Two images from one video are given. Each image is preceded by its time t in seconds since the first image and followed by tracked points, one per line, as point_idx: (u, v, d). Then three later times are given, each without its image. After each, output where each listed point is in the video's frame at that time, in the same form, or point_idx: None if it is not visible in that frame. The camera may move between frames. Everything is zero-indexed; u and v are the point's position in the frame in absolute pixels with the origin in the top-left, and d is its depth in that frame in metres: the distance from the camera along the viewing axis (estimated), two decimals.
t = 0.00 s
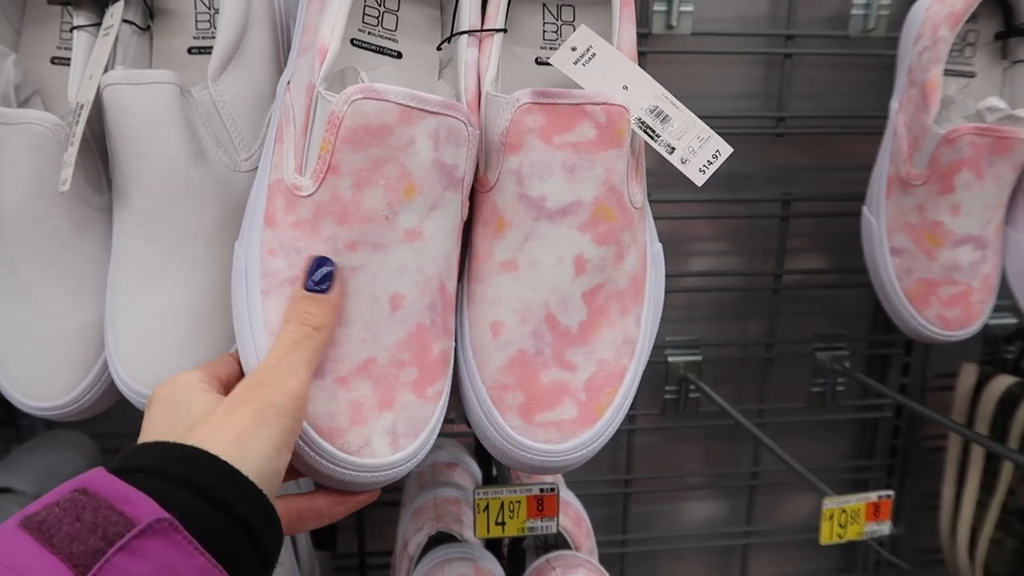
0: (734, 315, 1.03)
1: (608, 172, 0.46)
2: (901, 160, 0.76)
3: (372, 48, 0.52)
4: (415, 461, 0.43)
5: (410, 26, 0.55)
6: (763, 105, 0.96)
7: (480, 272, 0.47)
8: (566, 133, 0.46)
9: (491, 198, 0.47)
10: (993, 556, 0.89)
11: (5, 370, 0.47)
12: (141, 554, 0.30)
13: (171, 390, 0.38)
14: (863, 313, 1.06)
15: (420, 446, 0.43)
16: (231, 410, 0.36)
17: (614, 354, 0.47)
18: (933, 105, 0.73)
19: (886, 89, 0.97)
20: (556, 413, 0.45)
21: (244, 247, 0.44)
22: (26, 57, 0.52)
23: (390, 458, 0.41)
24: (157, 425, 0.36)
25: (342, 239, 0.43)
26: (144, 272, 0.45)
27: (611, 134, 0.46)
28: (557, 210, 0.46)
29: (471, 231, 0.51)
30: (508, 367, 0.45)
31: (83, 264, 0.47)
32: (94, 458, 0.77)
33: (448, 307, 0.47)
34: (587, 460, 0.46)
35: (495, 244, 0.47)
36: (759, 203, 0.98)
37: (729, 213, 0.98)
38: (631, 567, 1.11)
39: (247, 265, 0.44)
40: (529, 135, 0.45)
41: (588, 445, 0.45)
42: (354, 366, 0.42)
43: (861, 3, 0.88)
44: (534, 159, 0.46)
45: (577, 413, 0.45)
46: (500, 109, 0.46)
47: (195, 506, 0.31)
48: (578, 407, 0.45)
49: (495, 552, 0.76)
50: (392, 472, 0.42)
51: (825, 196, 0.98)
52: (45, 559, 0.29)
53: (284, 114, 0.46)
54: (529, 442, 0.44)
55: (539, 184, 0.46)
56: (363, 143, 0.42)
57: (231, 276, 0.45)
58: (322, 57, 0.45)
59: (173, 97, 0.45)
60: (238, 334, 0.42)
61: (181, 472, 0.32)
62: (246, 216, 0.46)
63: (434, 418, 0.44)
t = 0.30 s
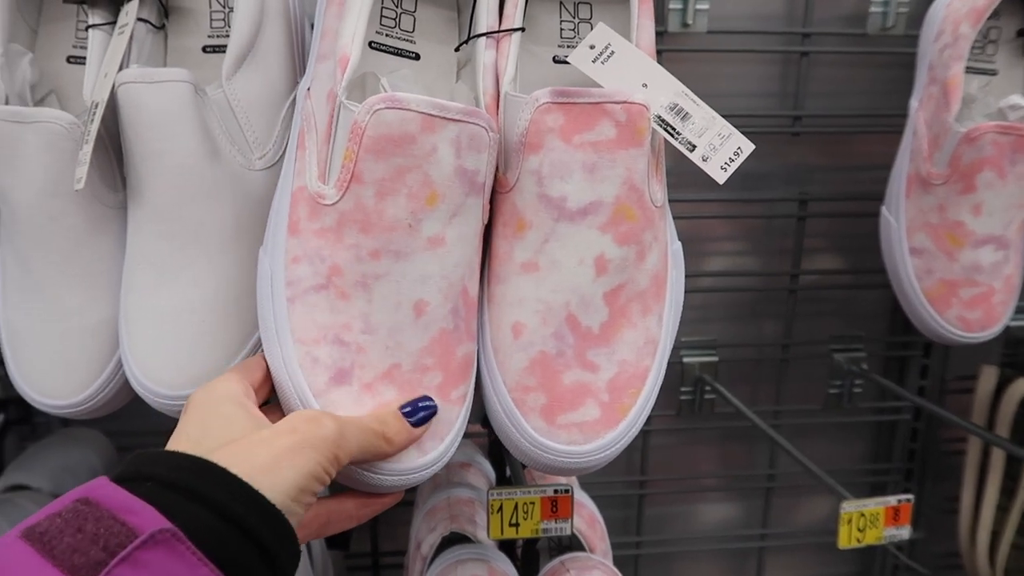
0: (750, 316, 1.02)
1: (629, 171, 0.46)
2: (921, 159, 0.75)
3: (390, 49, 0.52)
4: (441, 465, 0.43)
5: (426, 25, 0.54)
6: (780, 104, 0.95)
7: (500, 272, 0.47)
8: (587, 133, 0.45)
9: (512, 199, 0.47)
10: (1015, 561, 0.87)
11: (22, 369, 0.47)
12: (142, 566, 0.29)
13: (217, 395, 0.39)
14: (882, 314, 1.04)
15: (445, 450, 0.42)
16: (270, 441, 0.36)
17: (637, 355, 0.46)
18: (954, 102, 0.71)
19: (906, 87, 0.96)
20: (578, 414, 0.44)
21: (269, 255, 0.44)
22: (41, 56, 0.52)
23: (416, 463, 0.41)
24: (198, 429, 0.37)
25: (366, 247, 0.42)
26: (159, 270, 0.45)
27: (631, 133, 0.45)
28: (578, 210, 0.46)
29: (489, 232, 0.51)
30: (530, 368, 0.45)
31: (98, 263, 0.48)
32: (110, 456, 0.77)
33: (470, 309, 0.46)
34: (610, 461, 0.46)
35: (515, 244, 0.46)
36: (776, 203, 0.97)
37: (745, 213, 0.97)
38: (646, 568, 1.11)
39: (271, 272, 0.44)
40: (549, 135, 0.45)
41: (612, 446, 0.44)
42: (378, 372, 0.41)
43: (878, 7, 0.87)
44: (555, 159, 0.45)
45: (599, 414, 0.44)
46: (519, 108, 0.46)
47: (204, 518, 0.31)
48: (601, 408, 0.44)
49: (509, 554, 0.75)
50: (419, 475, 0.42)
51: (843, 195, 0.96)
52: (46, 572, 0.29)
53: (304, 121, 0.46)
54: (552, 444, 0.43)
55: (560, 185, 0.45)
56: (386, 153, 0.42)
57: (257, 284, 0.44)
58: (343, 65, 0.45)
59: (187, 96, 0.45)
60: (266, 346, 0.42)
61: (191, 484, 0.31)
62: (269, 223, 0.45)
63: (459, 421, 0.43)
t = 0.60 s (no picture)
0: (769, 315, 1.00)
1: (645, 166, 0.45)
2: (944, 156, 0.73)
3: (403, 47, 0.52)
4: (454, 465, 0.42)
5: (440, 21, 0.54)
6: (800, 101, 0.94)
7: (515, 270, 0.46)
8: (601, 127, 0.44)
9: (526, 196, 0.46)
10: None
11: (37, 366, 0.47)
12: (180, 562, 0.28)
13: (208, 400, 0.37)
14: (903, 315, 1.03)
15: (457, 450, 0.42)
16: (265, 423, 0.34)
17: (654, 354, 0.45)
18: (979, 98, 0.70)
19: (931, 84, 0.94)
20: (594, 414, 0.43)
21: (280, 253, 0.44)
22: (56, 54, 0.53)
23: (429, 463, 0.40)
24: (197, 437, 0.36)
25: (376, 244, 0.42)
26: (171, 266, 0.45)
27: (648, 127, 0.45)
28: (594, 206, 0.45)
29: (505, 230, 0.50)
30: (545, 367, 0.44)
31: (112, 260, 0.48)
32: (126, 452, 0.78)
33: (485, 309, 0.46)
34: (627, 462, 0.45)
35: (530, 241, 0.46)
36: (795, 202, 0.96)
37: (764, 211, 0.96)
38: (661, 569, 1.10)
39: (283, 271, 0.43)
40: (564, 130, 0.44)
41: (629, 447, 0.43)
42: (391, 371, 0.41)
43: None
44: (569, 154, 0.44)
45: (616, 414, 0.43)
46: (533, 103, 0.45)
47: (236, 516, 0.30)
48: (618, 408, 0.43)
49: (523, 554, 0.75)
50: (432, 475, 0.42)
51: (864, 192, 0.95)
52: (82, 568, 0.27)
53: (316, 119, 0.46)
54: (568, 444, 0.43)
55: (575, 181, 0.45)
56: (393, 147, 0.41)
57: (269, 282, 0.44)
58: (353, 61, 0.44)
59: (201, 94, 0.45)
60: (278, 345, 0.42)
61: (223, 480, 0.30)
62: (281, 222, 0.45)
63: (472, 421, 0.43)
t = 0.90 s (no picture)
0: (792, 315, 0.99)
1: (676, 167, 0.44)
2: (973, 155, 0.71)
3: (428, 49, 0.51)
4: (489, 470, 0.42)
5: (462, 20, 0.54)
6: (826, 98, 0.92)
7: (545, 272, 0.46)
8: (632, 128, 0.44)
9: (556, 198, 0.46)
10: None
11: (60, 363, 0.48)
12: None
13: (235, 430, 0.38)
14: (930, 317, 1.01)
15: (492, 455, 0.41)
16: (288, 483, 0.35)
17: (686, 355, 0.45)
18: (1011, 94, 0.68)
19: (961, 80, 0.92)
20: (627, 417, 0.43)
21: (312, 259, 0.44)
22: (79, 54, 0.53)
23: (466, 468, 0.40)
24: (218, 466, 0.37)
25: (409, 250, 0.42)
26: (190, 266, 0.45)
27: (678, 128, 0.44)
28: (624, 208, 0.44)
29: (532, 232, 0.50)
30: (577, 370, 0.44)
31: (132, 259, 0.48)
32: (148, 447, 0.79)
33: (515, 313, 0.45)
34: (661, 464, 0.44)
35: (560, 244, 0.45)
36: (821, 200, 0.94)
37: (788, 210, 0.94)
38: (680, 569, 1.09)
39: (315, 277, 0.43)
40: (592, 132, 0.44)
41: (665, 448, 0.43)
42: (424, 377, 0.41)
43: None
44: (599, 155, 0.44)
45: (649, 417, 0.43)
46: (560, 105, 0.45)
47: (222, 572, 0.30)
48: (650, 410, 0.43)
49: (540, 554, 0.75)
50: (469, 480, 0.41)
51: (890, 190, 0.93)
52: None
53: (345, 123, 0.46)
54: (601, 448, 0.42)
55: (605, 182, 0.44)
56: (427, 154, 0.41)
57: (301, 288, 0.44)
58: (382, 66, 0.44)
59: (218, 93, 0.45)
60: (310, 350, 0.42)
61: (212, 536, 0.31)
62: (312, 228, 0.45)
63: (504, 426, 0.42)
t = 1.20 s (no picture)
0: (804, 315, 0.98)
1: (673, 166, 0.44)
2: (988, 154, 0.70)
3: (430, 44, 0.52)
4: (476, 465, 0.42)
5: (467, 19, 0.54)
6: (839, 96, 0.91)
7: (541, 270, 0.46)
8: (628, 126, 0.44)
9: (553, 196, 0.46)
10: None
11: (72, 358, 0.48)
12: (203, 573, 0.30)
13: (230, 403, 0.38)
14: (944, 317, 1.00)
15: (480, 452, 0.42)
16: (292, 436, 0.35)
17: (680, 356, 0.45)
18: None
19: (977, 78, 0.90)
20: (619, 416, 0.43)
21: (306, 252, 0.44)
22: (93, 54, 0.54)
23: (451, 463, 0.40)
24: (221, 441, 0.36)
25: (402, 244, 0.42)
26: (197, 262, 0.46)
27: (677, 126, 0.44)
28: (620, 206, 0.44)
29: (530, 230, 0.50)
30: (570, 368, 0.44)
31: (141, 257, 0.49)
32: (161, 441, 0.80)
33: (509, 310, 0.45)
34: (652, 466, 0.44)
35: (556, 242, 0.45)
36: (833, 199, 0.94)
37: (800, 209, 0.94)
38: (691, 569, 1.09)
39: (309, 270, 0.43)
40: (590, 130, 0.44)
41: (654, 450, 0.43)
42: (415, 371, 0.41)
43: None
44: (596, 154, 0.44)
45: (641, 417, 0.43)
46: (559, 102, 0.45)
47: (260, 529, 0.31)
48: (643, 411, 0.43)
49: (547, 551, 0.75)
50: (455, 475, 0.41)
51: (904, 189, 0.92)
52: None
53: (343, 119, 0.46)
54: (590, 446, 0.42)
55: (601, 180, 0.44)
56: (420, 147, 0.41)
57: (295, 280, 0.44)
58: (379, 61, 0.44)
59: (228, 92, 0.45)
60: (302, 344, 0.42)
61: (247, 494, 0.32)
62: (307, 222, 0.45)
63: (495, 421, 0.43)
